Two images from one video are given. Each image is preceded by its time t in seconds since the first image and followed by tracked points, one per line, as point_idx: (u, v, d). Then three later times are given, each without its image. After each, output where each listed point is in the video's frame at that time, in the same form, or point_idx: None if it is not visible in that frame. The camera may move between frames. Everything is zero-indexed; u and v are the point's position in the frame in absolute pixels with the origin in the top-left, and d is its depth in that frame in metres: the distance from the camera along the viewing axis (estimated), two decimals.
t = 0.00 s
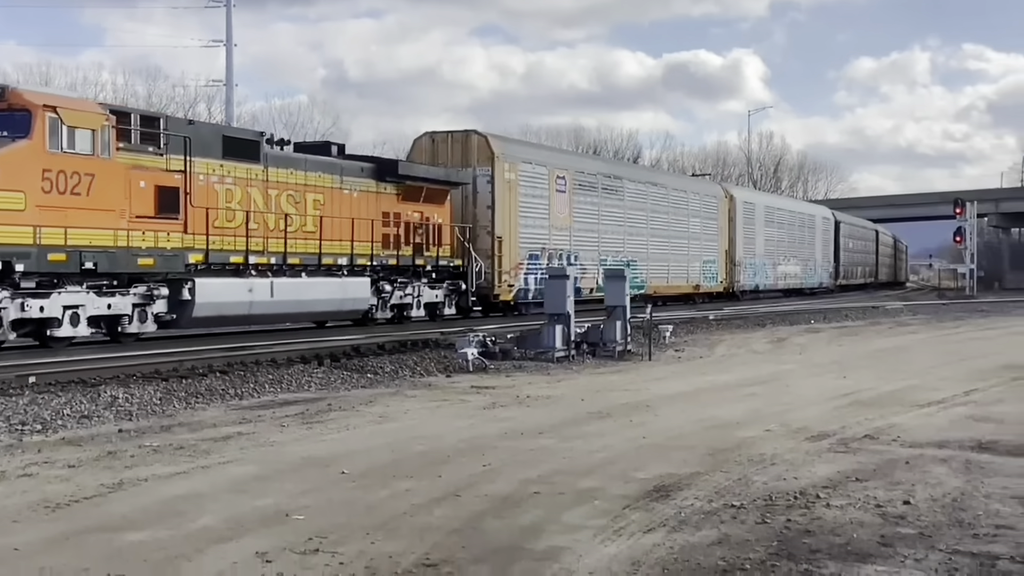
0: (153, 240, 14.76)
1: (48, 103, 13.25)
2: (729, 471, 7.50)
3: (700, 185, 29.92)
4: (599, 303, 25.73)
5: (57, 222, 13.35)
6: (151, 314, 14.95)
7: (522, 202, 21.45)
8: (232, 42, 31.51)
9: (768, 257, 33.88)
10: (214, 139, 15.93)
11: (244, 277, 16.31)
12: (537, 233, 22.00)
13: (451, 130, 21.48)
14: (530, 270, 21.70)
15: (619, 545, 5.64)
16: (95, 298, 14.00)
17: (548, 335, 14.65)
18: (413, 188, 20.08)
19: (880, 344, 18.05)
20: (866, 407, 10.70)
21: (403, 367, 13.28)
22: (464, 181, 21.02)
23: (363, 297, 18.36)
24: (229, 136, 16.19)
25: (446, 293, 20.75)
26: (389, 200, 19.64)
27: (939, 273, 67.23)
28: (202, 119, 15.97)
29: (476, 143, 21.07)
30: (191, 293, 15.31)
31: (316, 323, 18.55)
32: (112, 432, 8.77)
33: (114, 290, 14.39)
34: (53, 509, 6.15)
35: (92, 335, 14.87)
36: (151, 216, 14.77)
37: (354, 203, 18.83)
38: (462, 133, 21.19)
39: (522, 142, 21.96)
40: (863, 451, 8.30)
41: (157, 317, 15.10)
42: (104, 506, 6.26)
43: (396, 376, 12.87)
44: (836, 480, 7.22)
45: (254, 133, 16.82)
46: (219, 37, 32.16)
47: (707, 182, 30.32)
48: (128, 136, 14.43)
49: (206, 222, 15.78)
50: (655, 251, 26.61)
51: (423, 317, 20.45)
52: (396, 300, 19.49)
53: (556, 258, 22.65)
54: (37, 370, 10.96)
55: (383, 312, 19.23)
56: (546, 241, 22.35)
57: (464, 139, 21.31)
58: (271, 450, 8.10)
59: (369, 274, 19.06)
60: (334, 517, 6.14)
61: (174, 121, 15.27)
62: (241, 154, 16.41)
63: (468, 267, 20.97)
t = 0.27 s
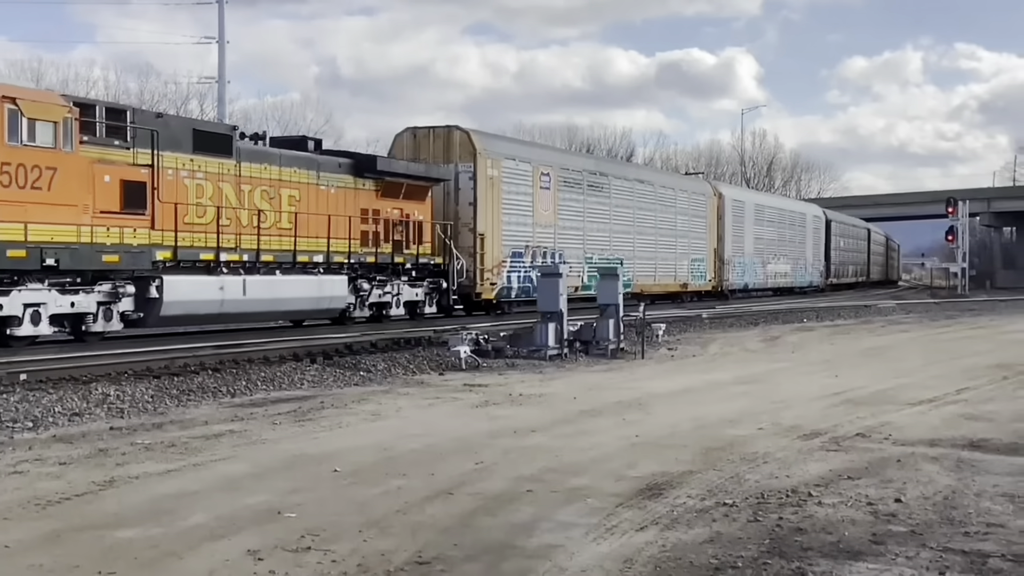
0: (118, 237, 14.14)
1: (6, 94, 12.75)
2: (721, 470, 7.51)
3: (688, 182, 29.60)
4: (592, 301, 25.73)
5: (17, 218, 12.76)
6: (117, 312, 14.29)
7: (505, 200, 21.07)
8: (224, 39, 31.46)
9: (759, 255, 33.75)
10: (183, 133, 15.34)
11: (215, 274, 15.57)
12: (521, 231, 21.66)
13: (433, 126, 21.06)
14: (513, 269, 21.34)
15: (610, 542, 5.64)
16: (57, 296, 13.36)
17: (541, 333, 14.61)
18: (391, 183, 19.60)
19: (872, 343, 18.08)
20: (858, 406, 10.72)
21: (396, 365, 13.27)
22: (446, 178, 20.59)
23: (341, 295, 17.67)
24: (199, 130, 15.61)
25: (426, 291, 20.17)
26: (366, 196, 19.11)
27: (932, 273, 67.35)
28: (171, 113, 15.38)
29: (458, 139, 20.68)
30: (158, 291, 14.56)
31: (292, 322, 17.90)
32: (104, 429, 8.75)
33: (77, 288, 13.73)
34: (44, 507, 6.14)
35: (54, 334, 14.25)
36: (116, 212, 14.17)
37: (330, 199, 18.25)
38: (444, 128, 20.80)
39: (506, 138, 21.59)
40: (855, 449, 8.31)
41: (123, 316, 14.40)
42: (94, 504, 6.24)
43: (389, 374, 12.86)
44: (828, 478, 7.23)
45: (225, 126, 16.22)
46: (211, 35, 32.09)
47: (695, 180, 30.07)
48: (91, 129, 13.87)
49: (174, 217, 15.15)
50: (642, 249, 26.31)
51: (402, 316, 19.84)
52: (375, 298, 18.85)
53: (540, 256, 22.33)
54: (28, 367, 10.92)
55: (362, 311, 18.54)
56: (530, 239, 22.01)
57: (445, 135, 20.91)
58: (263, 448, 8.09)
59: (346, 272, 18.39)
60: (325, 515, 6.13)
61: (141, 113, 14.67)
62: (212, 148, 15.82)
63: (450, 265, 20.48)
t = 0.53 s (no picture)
0: (87, 233, 13.62)
1: None
2: (717, 468, 7.51)
3: (679, 179, 29.40)
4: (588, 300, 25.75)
5: None
6: (86, 311, 13.74)
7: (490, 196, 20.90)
8: (220, 37, 31.43)
9: (752, 254, 33.67)
10: (157, 127, 14.92)
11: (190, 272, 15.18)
12: (507, 228, 21.51)
13: (417, 121, 20.86)
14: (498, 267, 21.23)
15: (607, 541, 5.65)
16: (23, 294, 12.82)
17: (537, 331, 14.62)
18: (373, 179, 19.28)
19: (868, 341, 18.09)
20: (854, 404, 10.73)
21: (392, 363, 13.28)
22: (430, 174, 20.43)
23: (320, 294, 17.31)
24: (173, 125, 15.20)
25: (409, 290, 19.90)
26: (347, 193, 18.81)
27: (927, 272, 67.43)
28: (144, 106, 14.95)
29: (443, 135, 20.49)
30: (129, 290, 13.99)
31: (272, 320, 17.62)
32: (100, 427, 8.75)
33: (44, 286, 13.20)
34: (42, 505, 6.14)
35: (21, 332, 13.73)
36: (85, 208, 13.63)
37: (310, 196, 17.91)
38: (428, 124, 20.61)
39: (491, 134, 21.42)
40: (851, 448, 8.32)
41: (92, 315, 13.84)
42: (92, 502, 6.24)
43: (385, 372, 12.87)
44: (824, 477, 7.24)
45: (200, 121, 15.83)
46: (207, 32, 32.05)
47: (687, 176, 29.90)
48: (60, 121, 13.30)
49: (147, 214, 14.70)
50: (631, 246, 26.14)
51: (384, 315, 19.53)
52: (355, 297, 18.57)
53: (527, 254, 22.21)
54: (25, 365, 10.92)
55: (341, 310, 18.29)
56: (517, 236, 21.86)
57: (430, 130, 20.72)
58: (259, 446, 8.09)
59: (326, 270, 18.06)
60: (322, 513, 6.13)
61: (113, 107, 14.20)
62: (187, 143, 15.41)
63: (433, 262, 20.32)
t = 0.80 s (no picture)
0: (57, 232, 13.39)
1: None
2: (716, 468, 7.51)
3: (673, 178, 29.07)
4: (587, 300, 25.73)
5: None
6: (57, 312, 13.45)
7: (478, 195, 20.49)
8: (219, 37, 31.42)
9: (747, 254, 33.58)
10: (131, 123, 14.61)
11: (166, 272, 14.84)
12: (496, 227, 21.13)
13: (404, 118, 20.44)
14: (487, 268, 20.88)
15: (605, 541, 5.65)
16: None
17: (536, 331, 14.64)
18: (358, 178, 18.87)
19: (866, 342, 18.09)
20: (853, 404, 10.73)
21: (390, 363, 13.28)
22: (416, 172, 20.01)
23: (302, 294, 16.94)
24: (149, 121, 14.90)
25: (395, 290, 19.49)
26: (330, 191, 18.43)
27: (926, 272, 67.44)
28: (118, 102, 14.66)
29: (429, 132, 20.02)
30: (102, 289, 13.70)
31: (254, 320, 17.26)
32: (99, 426, 8.75)
33: (14, 286, 12.97)
34: (41, 504, 6.14)
35: None
36: (56, 206, 13.41)
37: (291, 194, 17.54)
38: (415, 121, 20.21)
39: (481, 132, 21.01)
40: (850, 448, 8.32)
41: (64, 315, 13.56)
42: (91, 501, 6.24)
43: (384, 372, 12.87)
44: (823, 477, 7.25)
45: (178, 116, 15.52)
46: (206, 32, 32.03)
47: (681, 176, 29.59)
48: (30, 118, 13.09)
49: (120, 212, 14.40)
50: (623, 246, 25.80)
51: (368, 315, 19.11)
52: (338, 297, 18.13)
53: (516, 254, 21.84)
54: (24, 365, 10.91)
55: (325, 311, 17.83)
56: (506, 235, 21.48)
57: (416, 128, 20.31)
58: (258, 445, 8.08)
59: (308, 270, 17.64)
60: (321, 513, 6.13)
61: (84, 102, 13.94)
62: (163, 139, 15.10)
63: (419, 262, 19.84)
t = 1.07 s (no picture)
0: (27, 233, 13.07)
1: None
2: (717, 470, 7.52)
3: (669, 179, 28.75)
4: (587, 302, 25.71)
5: None
6: (27, 314, 13.09)
7: (468, 196, 20.07)
8: (220, 38, 31.42)
9: (744, 256, 33.40)
10: (106, 121, 14.25)
11: (142, 273, 14.45)
12: (486, 228, 20.69)
13: (392, 117, 20.08)
14: (477, 269, 20.47)
15: (606, 542, 5.65)
16: None
17: (537, 332, 14.63)
18: (343, 177, 18.45)
19: (867, 343, 18.09)
20: (854, 406, 10.74)
21: (391, 365, 13.28)
22: (404, 172, 19.62)
23: (284, 296, 16.58)
24: (124, 118, 14.51)
25: (382, 292, 19.11)
26: (316, 191, 18.03)
27: (926, 274, 67.47)
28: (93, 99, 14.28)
29: (418, 131, 19.66)
30: (74, 292, 13.35)
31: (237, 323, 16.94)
32: (100, 428, 8.75)
33: None
34: (42, 505, 6.14)
35: None
36: (26, 206, 13.07)
37: (275, 193, 17.14)
38: (403, 120, 19.85)
39: (471, 131, 20.62)
40: (850, 450, 8.32)
41: (35, 318, 13.22)
42: (92, 503, 6.24)
43: (385, 373, 12.87)
44: (824, 479, 7.25)
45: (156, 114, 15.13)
46: (207, 34, 32.02)
47: (677, 177, 29.29)
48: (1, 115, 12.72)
49: (94, 212, 14.02)
50: (617, 248, 25.39)
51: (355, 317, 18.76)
52: (323, 299, 17.77)
53: (507, 255, 21.39)
54: (24, 366, 10.91)
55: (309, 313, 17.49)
56: (497, 236, 21.03)
57: (405, 127, 19.94)
58: (259, 447, 8.08)
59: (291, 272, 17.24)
60: (321, 514, 6.14)
61: (58, 99, 13.57)
62: (141, 137, 14.72)
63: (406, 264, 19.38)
